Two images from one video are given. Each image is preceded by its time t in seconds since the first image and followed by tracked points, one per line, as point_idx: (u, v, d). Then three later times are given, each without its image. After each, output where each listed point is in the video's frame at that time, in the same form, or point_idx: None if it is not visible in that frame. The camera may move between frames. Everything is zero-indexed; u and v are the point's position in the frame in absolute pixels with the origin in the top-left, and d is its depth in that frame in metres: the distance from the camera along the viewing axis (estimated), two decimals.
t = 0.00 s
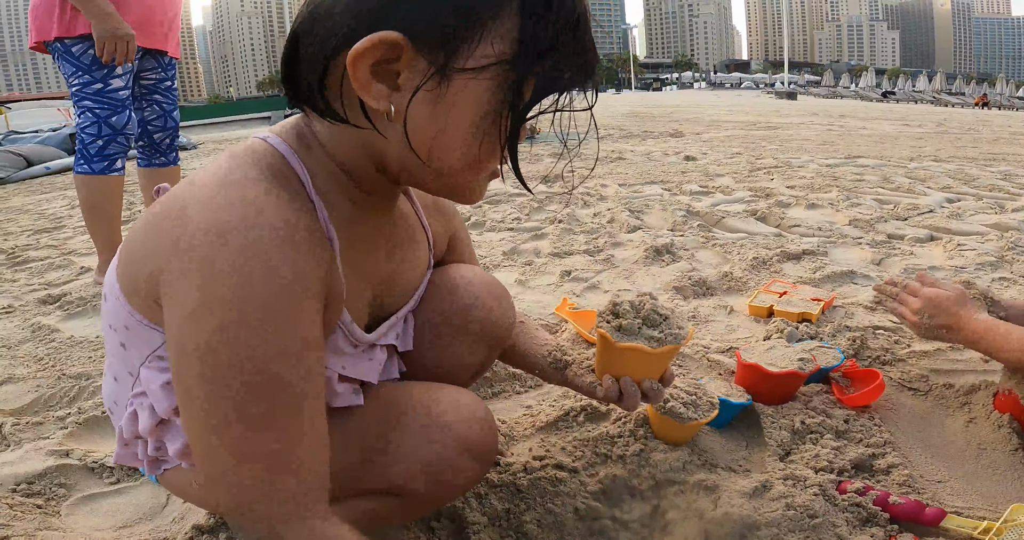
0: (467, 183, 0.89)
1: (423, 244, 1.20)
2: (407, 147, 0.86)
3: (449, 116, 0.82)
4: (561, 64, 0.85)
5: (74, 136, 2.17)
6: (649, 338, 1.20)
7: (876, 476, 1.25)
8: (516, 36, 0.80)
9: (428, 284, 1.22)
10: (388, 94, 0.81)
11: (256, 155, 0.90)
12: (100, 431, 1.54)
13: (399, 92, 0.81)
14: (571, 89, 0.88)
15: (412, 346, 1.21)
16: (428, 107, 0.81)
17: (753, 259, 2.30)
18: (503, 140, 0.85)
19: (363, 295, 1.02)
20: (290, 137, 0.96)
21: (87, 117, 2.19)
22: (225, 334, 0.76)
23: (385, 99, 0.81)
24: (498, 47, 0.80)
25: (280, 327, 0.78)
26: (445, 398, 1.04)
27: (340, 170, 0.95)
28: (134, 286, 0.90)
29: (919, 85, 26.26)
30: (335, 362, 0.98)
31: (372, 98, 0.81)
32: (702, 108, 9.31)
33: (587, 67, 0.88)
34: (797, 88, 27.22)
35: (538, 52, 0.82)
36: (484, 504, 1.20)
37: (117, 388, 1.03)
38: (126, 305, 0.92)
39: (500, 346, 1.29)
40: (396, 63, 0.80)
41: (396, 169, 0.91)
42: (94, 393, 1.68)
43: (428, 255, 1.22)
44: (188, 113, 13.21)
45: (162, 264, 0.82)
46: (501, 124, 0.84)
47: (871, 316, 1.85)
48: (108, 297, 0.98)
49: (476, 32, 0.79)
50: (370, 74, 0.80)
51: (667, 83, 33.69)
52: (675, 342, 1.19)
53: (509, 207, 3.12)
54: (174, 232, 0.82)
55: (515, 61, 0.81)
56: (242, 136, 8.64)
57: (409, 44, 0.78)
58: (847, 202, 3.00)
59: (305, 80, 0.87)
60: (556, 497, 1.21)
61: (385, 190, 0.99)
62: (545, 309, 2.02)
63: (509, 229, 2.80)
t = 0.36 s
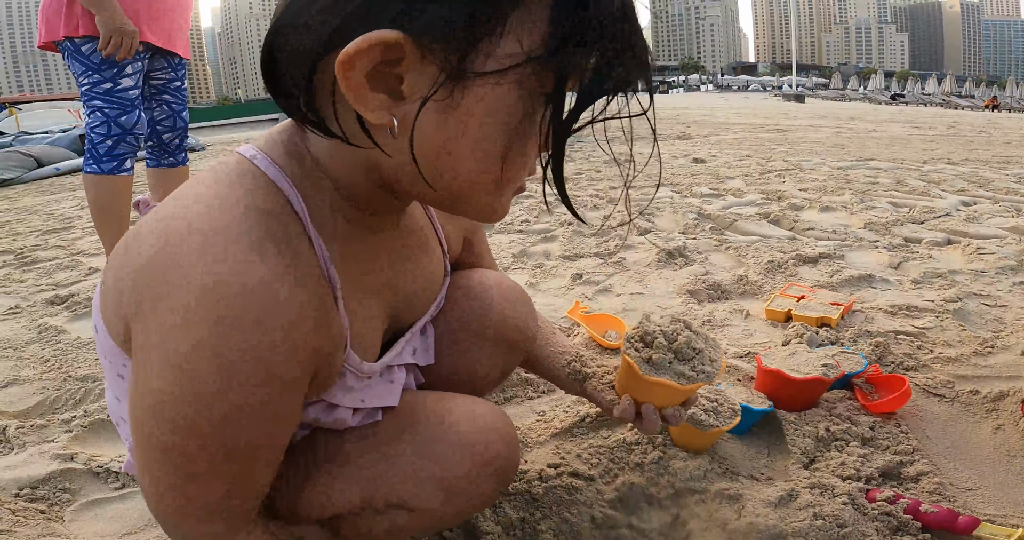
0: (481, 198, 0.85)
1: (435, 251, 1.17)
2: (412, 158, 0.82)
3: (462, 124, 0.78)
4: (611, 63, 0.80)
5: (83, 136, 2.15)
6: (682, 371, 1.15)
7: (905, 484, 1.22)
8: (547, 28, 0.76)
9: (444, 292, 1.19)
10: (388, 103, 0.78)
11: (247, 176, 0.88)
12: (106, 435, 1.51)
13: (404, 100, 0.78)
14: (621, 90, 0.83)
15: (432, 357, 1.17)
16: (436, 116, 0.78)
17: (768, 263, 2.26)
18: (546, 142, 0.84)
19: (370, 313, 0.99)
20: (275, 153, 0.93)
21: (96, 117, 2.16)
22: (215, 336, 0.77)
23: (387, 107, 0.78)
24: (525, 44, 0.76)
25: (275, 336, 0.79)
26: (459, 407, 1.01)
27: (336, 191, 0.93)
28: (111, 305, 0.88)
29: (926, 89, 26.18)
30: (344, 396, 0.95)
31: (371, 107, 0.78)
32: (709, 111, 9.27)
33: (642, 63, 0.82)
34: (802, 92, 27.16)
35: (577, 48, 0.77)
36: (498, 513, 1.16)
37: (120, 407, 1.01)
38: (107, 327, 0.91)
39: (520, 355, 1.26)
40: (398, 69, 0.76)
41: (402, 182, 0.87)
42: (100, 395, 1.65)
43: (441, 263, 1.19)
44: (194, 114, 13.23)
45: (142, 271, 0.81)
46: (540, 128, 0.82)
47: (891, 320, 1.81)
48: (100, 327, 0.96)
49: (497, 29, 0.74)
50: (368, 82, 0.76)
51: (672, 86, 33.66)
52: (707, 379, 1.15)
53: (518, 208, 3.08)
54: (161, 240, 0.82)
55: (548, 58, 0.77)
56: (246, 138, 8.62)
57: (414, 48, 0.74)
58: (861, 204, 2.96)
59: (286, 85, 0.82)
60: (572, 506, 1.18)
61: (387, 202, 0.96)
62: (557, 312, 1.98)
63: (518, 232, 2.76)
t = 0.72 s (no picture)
0: (469, 193, 0.85)
1: (439, 259, 1.17)
2: (393, 156, 0.82)
3: (447, 118, 0.77)
4: (601, 58, 0.79)
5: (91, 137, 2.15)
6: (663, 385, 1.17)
7: (918, 486, 1.21)
8: (534, 22, 0.75)
9: (446, 297, 1.19)
10: (372, 98, 0.78)
11: (239, 168, 0.88)
12: (112, 436, 1.50)
13: (387, 94, 0.78)
14: (614, 85, 0.82)
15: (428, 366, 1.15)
16: (421, 111, 0.78)
17: (776, 265, 2.25)
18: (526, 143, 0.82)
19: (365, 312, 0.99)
20: (263, 150, 0.93)
21: (104, 118, 2.17)
22: (208, 319, 0.75)
23: (371, 100, 0.78)
24: (508, 40, 0.75)
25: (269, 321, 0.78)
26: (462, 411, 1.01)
27: (329, 189, 0.93)
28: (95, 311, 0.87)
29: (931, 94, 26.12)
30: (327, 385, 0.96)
31: (354, 102, 0.78)
32: (714, 114, 9.25)
33: (633, 58, 0.82)
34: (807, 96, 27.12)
35: (570, 43, 0.76)
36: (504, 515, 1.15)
37: (111, 408, 1.00)
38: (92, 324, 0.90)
39: (528, 362, 1.25)
40: (381, 61, 0.76)
41: (388, 177, 0.87)
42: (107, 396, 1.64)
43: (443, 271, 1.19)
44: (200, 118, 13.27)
45: (126, 263, 0.81)
46: (521, 128, 0.80)
47: (901, 323, 1.80)
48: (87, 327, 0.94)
49: (482, 21, 0.74)
50: (351, 75, 0.77)
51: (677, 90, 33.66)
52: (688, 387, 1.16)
53: (524, 211, 3.08)
54: (145, 233, 0.82)
55: (533, 53, 0.76)
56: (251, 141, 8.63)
57: (396, 40, 0.74)
58: (869, 207, 2.95)
59: (274, 78, 0.83)
60: (580, 509, 1.17)
61: (375, 200, 0.96)
62: (564, 314, 1.97)
63: (524, 234, 2.76)
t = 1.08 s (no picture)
0: (473, 214, 0.87)
1: (430, 267, 1.19)
2: (406, 180, 0.84)
3: (455, 145, 0.80)
4: (600, 86, 0.82)
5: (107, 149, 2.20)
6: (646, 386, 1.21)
7: (914, 494, 1.21)
8: (537, 56, 0.78)
9: (436, 307, 1.21)
10: (386, 124, 0.79)
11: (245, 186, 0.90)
12: (123, 442, 1.54)
13: (401, 122, 0.79)
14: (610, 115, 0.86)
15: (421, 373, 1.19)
16: (433, 139, 0.80)
17: (781, 274, 2.25)
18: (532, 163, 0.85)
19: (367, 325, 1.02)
20: (269, 166, 0.95)
21: (120, 131, 2.21)
22: (209, 319, 0.78)
23: (384, 127, 0.79)
24: (516, 74, 0.78)
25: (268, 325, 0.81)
26: (451, 414, 1.03)
27: (336, 205, 0.95)
28: (109, 316, 0.91)
29: (949, 96, 25.83)
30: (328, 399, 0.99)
31: (368, 128, 0.79)
32: (726, 120, 9.22)
33: (626, 87, 0.86)
34: (822, 99, 26.93)
35: (570, 75, 0.80)
36: (501, 522, 1.17)
37: (122, 412, 1.03)
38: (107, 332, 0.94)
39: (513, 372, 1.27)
40: (396, 92, 0.78)
41: (394, 198, 0.89)
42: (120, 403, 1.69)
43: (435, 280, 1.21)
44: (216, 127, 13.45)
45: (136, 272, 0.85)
46: (522, 151, 0.83)
47: (906, 331, 1.80)
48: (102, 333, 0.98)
49: (491, 56, 0.76)
50: (367, 102, 0.78)
51: (691, 94, 33.57)
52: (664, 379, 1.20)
53: (530, 220, 3.10)
54: (157, 240, 0.85)
55: (539, 85, 0.79)
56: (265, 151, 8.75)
57: (412, 71, 0.76)
58: (878, 214, 2.93)
59: (287, 100, 0.84)
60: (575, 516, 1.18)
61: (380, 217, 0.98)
62: (567, 324, 1.99)
63: (530, 244, 2.78)
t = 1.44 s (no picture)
0: (514, 224, 0.89)
1: (471, 273, 1.22)
2: (451, 192, 0.86)
3: (496, 158, 0.82)
4: (631, 94, 0.83)
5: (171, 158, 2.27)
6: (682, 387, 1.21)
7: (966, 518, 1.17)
8: (572, 69, 0.79)
9: (479, 311, 1.23)
10: (432, 140, 0.82)
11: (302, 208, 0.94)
12: (176, 444, 1.61)
13: (444, 136, 0.82)
14: (641, 122, 0.87)
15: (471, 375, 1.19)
16: (476, 152, 0.82)
17: (830, 293, 2.21)
18: (570, 174, 0.86)
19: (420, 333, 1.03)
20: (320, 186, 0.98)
21: (182, 140, 2.29)
22: (277, 330, 0.82)
23: (430, 142, 0.81)
24: (551, 84, 0.79)
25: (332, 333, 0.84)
26: (506, 428, 1.05)
27: (380, 220, 0.97)
28: (191, 336, 0.96)
29: (1015, 107, 24.81)
30: (401, 406, 0.99)
31: (413, 144, 0.81)
32: (775, 133, 9.06)
33: (658, 101, 0.86)
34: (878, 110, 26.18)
35: (604, 84, 0.81)
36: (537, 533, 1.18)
37: (197, 426, 1.06)
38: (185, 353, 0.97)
39: (553, 374, 1.29)
40: (440, 108, 0.80)
41: (439, 212, 0.91)
42: (173, 406, 1.76)
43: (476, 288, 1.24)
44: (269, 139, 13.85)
45: (213, 292, 0.89)
46: (564, 163, 0.84)
47: (963, 354, 1.74)
48: (180, 354, 1.00)
49: (527, 69, 0.78)
50: (412, 119, 0.80)
51: (741, 104, 33.07)
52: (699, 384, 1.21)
53: (573, 234, 3.11)
54: (233, 260, 0.89)
55: (574, 97, 0.80)
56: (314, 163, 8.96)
57: (455, 88, 0.78)
58: (936, 232, 2.84)
59: (335, 119, 0.87)
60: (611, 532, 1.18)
61: (424, 230, 1.01)
62: (607, 340, 1.99)
63: (571, 258, 2.78)
